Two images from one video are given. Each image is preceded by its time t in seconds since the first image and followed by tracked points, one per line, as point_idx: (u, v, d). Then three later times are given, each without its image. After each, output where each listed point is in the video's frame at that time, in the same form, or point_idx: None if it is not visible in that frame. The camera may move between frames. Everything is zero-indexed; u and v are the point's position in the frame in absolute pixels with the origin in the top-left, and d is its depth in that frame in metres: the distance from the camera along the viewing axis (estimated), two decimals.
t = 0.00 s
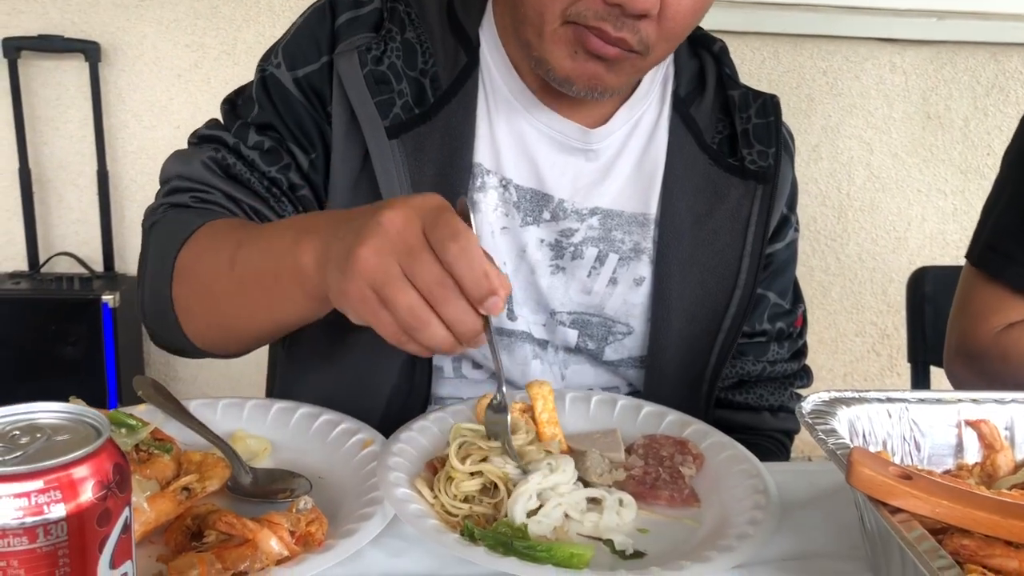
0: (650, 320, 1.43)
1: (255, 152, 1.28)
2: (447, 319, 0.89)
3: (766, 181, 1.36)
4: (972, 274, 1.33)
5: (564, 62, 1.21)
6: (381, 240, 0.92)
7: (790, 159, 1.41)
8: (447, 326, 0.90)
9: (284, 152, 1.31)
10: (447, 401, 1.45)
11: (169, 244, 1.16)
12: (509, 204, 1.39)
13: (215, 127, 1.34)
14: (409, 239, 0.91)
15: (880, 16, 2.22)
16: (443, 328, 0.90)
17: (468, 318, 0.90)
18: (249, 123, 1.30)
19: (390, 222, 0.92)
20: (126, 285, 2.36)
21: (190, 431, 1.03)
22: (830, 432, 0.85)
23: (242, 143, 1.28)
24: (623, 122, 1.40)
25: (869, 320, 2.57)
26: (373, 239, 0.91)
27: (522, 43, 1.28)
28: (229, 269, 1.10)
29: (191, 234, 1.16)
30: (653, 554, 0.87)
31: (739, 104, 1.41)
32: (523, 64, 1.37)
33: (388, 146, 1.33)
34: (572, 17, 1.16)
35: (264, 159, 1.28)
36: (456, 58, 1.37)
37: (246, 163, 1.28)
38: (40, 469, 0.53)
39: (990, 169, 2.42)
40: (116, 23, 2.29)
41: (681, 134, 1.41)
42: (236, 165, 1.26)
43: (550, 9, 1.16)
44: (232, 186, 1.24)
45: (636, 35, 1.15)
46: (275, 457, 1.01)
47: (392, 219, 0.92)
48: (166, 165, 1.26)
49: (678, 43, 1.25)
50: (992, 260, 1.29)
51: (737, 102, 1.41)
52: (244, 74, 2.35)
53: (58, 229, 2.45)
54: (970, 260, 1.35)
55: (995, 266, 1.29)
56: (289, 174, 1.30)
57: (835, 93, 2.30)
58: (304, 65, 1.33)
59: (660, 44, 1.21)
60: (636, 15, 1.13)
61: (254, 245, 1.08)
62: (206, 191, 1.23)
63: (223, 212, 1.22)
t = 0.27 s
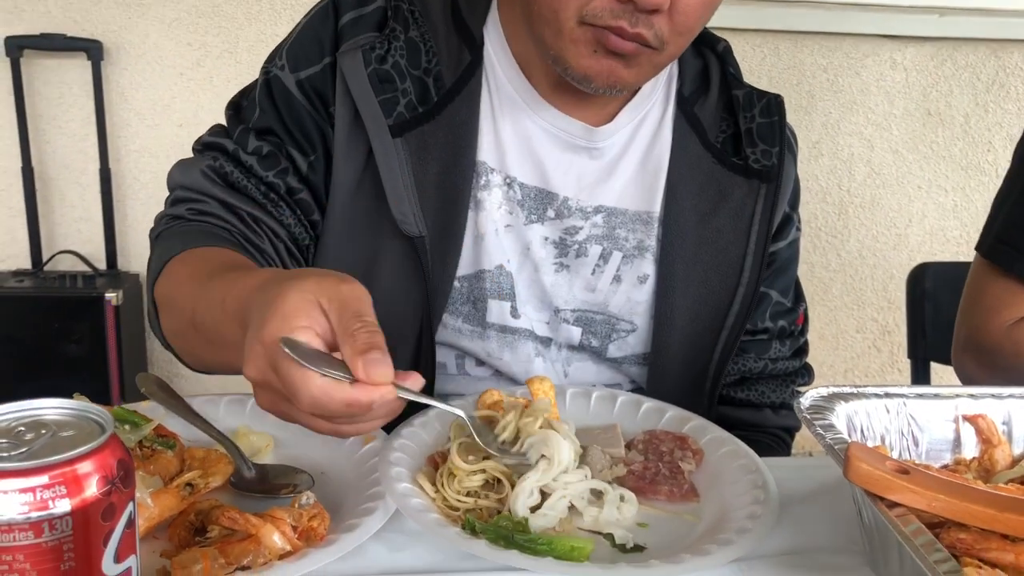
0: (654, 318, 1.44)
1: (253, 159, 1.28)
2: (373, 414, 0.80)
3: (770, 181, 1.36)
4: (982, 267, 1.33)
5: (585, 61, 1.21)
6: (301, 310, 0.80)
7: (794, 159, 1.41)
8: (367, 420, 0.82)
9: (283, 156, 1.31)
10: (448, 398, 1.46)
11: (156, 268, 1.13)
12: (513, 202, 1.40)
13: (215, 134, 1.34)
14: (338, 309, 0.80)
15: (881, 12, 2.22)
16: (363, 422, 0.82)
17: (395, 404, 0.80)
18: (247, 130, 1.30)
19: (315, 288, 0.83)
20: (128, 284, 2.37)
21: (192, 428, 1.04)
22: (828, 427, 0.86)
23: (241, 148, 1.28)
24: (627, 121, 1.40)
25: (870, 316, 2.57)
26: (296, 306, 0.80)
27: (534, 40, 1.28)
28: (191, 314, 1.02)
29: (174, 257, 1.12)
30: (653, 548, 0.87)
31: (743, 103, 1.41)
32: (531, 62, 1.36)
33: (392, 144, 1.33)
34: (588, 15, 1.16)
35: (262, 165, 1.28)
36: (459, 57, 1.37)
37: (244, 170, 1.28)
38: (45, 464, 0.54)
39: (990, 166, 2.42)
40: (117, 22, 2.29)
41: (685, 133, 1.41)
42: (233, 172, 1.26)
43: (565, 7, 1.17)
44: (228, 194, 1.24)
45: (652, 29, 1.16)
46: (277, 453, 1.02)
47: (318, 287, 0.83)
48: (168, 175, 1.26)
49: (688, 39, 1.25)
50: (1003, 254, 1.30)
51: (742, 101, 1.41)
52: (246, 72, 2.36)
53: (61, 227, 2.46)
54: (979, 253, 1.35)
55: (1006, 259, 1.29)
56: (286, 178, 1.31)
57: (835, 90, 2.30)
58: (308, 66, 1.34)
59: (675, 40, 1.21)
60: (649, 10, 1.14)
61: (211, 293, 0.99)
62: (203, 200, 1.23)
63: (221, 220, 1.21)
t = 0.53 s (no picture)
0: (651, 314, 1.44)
1: (251, 152, 1.29)
2: (350, 317, 0.84)
3: (767, 177, 1.36)
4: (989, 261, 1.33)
5: (576, 56, 1.21)
6: (262, 232, 0.85)
7: (790, 153, 1.42)
8: (349, 327, 0.86)
9: (281, 150, 1.32)
10: (449, 394, 1.46)
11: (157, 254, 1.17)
12: (511, 198, 1.40)
13: (216, 133, 1.36)
14: (297, 228, 0.84)
15: (881, 10, 2.22)
16: (348, 330, 0.87)
17: (372, 304, 0.85)
18: (246, 126, 1.33)
19: (269, 214, 0.87)
20: (130, 282, 2.37)
21: (195, 424, 1.04)
22: (828, 423, 0.86)
23: (240, 145, 1.30)
24: (624, 118, 1.40)
25: (871, 314, 2.57)
26: (258, 229, 0.85)
27: (529, 40, 1.29)
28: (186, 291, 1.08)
29: (171, 244, 1.15)
30: (654, 542, 0.88)
31: (740, 100, 1.41)
32: (527, 59, 1.37)
33: (389, 139, 1.33)
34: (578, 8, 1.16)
35: (259, 159, 1.30)
36: (457, 54, 1.37)
37: (242, 166, 1.29)
38: (49, 459, 0.55)
39: (992, 163, 2.42)
40: (119, 21, 2.30)
41: (682, 129, 1.41)
42: (231, 167, 1.28)
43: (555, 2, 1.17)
44: (226, 187, 1.26)
45: (640, 23, 1.16)
46: (279, 449, 1.02)
47: (273, 214, 0.87)
48: (171, 172, 1.28)
49: (681, 34, 1.25)
50: (1005, 247, 1.30)
51: (739, 97, 1.41)
52: (247, 71, 2.36)
53: (63, 226, 2.47)
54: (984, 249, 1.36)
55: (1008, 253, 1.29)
56: (284, 173, 1.31)
57: (836, 87, 2.30)
58: (306, 63, 1.35)
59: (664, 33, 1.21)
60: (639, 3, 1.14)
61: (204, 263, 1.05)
62: (202, 194, 1.24)
63: (219, 213, 1.22)
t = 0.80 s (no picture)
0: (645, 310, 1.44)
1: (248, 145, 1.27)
2: (345, 242, 0.82)
3: (760, 172, 1.36)
4: (974, 256, 1.34)
5: (564, 46, 1.21)
6: (256, 168, 0.86)
7: (783, 148, 1.42)
8: (346, 255, 0.84)
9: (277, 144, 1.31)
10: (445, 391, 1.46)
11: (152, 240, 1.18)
12: (505, 194, 1.40)
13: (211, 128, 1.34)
14: (289, 163, 0.84)
15: (880, 6, 2.21)
16: (346, 261, 0.84)
17: (367, 229, 0.83)
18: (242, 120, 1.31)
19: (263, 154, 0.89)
20: (128, 280, 2.37)
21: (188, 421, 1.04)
22: (821, 418, 0.86)
23: (235, 139, 1.28)
24: (617, 114, 1.40)
25: (870, 311, 2.57)
26: (252, 165, 0.86)
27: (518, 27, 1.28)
28: (182, 265, 1.11)
29: (169, 226, 1.17)
30: (646, 538, 0.88)
31: (732, 96, 1.41)
32: (520, 55, 1.38)
33: (383, 135, 1.33)
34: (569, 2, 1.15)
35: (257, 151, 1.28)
36: (450, 50, 1.37)
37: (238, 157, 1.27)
38: (36, 455, 0.54)
39: (991, 160, 2.42)
40: (116, 19, 2.29)
41: (675, 125, 1.42)
42: (227, 159, 1.25)
43: None
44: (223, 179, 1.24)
45: (632, 17, 1.16)
46: (272, 446, 1.02)
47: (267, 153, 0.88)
48: (166, 167, 1.26)
49: (671, 28, 1.25)
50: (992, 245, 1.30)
51: (731, 93, 1.41)
52: (245, 69, 2.36)
53: (61, 225, 2.47)
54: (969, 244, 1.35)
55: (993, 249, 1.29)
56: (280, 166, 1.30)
57: (834, 84, 2.30)
58: (301, 59, 1.35)
59: (657, 26, 1.21)
60: None
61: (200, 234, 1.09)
62: (198, 186, 1.22)
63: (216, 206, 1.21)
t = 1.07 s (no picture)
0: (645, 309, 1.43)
1: (249, 149, 1.29)
2: (375, 321, 0.83)
3: (759, 171, 1.36)
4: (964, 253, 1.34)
5: (569, 49, 1.21)
6: (325, 214, 0.85)
7: (782, 147, 1.42)
8: (367, 331, 0.85)
9: (278, 146, 1.32)
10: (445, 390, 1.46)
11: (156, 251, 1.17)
12: (505, 194, 1.40)
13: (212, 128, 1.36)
14: (360, 224, 0.84)
15: (879, 3, 2.21)
16: (365, 335, 0.85)
17: (398, 319, 0.84)
18: (242, 121, 1.32)
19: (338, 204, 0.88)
20: (129, 280, 2.37)
21: (188, 420, 1.04)
22: (818, 414, 0.87)
23: (238, 141, 1.30)
24: (616, 114, 1.40)
25: (870, 308, 2.57)
26: (327, 214, 0.85)
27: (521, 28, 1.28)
28: (196, 277, 1.08)
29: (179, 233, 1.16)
30: (644, 536, 0.88)
31: (732, 94, 1.41)
32: (520, 57, 1.37)
33: (384, 137, 1.33)
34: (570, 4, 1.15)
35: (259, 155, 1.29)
36: (450, 51, 1.37)
37: (241, 161, 1.29)
38: (35, 453, 0.55)
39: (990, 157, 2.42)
40: (116, 19, 2.30)
41: (674, 124, 1.41)
42: (230, 163, 1.27)
43: None
44: (225, 182, 1.25)
45: (634, 18, 1.16)
46: (272, 444, 1.02)
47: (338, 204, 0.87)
48: (167, 168, 1.27)
49: (672, 29, 1.25)
50: (983, 241, 1.30)
51: (731, 92, 1.41)
52: (244, 68, 2.36)
53: (62, 225, 2.47)
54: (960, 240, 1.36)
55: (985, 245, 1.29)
56: (283, 168, 1.31)
57: (833, 82, 2.30)
58: (300, 60, 1.35)
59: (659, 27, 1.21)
60: None
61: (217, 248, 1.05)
62: (201, 189, 1.24)
63: (216, 207, 1.22)
